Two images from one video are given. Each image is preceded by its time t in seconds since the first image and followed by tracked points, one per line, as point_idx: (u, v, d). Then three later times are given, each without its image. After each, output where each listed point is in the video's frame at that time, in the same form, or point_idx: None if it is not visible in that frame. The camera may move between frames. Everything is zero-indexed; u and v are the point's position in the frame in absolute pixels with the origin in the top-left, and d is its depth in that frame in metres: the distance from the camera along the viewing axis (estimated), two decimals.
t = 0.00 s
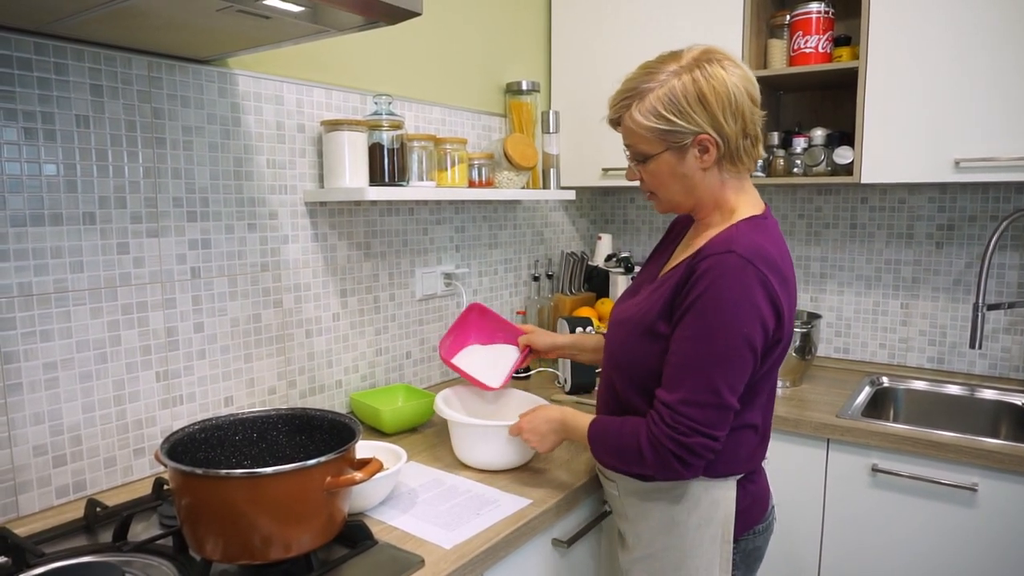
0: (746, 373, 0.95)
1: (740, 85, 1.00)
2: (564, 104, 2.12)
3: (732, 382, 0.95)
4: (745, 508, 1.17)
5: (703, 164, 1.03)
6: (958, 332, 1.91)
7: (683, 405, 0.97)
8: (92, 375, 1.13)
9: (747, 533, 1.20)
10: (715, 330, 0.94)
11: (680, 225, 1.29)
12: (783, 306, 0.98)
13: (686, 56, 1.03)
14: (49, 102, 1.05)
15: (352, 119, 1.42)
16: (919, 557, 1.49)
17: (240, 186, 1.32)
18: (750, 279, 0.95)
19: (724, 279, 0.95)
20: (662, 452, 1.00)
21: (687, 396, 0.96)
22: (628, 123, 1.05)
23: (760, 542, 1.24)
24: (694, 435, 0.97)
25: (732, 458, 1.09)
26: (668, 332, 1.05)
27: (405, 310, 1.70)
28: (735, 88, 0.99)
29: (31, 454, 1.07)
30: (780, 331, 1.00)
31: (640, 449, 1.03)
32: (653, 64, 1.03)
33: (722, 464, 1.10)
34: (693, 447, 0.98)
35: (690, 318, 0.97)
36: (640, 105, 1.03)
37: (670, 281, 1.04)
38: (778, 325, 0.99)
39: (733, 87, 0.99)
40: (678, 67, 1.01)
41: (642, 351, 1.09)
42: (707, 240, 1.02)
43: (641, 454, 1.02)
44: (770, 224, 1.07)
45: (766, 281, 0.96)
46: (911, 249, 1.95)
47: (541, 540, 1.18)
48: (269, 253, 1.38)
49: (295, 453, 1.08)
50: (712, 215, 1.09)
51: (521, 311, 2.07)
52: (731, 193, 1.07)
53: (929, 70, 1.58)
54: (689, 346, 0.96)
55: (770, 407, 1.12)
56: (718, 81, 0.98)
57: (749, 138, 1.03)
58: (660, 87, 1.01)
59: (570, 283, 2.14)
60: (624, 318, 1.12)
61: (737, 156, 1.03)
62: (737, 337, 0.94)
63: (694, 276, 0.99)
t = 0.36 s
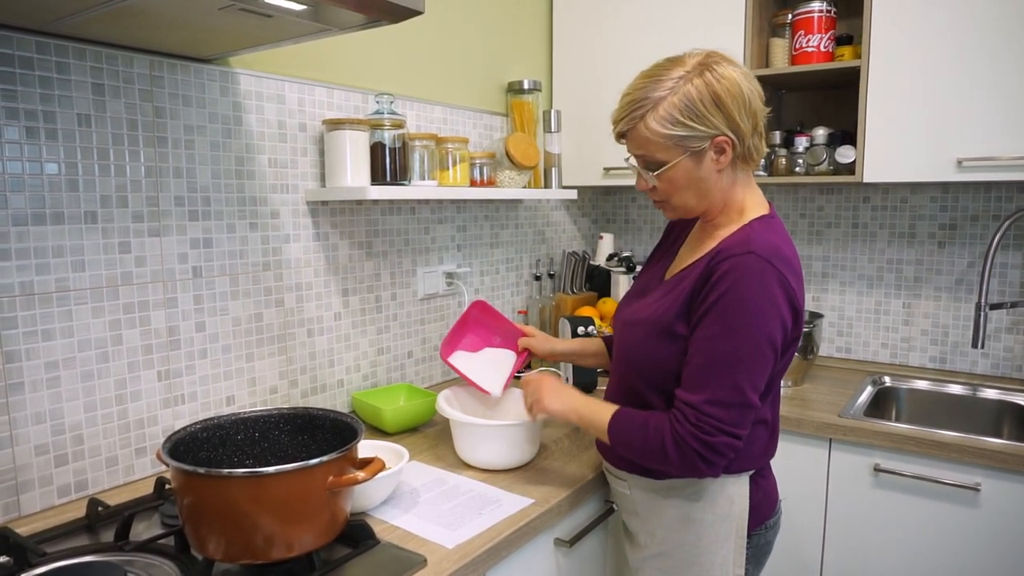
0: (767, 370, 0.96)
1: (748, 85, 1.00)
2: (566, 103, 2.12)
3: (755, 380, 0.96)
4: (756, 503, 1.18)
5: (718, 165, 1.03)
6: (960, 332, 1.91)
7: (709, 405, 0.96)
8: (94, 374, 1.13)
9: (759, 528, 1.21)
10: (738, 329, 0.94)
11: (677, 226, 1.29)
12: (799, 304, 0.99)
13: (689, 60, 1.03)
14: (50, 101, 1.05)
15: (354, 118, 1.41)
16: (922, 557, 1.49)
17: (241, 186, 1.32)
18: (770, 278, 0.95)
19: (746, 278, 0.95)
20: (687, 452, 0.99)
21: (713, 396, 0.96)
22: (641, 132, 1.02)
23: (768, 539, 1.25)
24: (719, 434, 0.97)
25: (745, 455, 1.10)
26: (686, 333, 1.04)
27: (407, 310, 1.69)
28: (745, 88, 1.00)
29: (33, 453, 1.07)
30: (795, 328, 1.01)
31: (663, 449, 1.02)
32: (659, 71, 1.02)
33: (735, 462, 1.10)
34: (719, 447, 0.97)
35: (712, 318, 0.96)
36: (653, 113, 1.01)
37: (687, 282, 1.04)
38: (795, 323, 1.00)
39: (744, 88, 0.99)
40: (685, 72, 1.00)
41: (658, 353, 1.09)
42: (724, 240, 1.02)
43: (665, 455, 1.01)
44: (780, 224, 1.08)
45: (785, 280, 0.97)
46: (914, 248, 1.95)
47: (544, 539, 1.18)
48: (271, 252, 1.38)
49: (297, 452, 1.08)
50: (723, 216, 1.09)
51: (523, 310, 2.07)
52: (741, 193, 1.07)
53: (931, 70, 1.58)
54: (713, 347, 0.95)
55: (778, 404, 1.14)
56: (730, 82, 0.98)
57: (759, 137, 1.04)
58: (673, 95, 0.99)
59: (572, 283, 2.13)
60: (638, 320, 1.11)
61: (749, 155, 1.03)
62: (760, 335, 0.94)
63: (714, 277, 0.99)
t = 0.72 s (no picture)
0: (771, 359, 0.96)
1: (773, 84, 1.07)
2: (566, 102, 2.12)
3: (759, 368, 0.96)
4: (761, 501, 1.18)
5: (749, 148, 1.05)
6: (961, 331, 1.90)
7: (711, 390, 0.96)
8: (95, 373, 1.13)
9: (764, 525, 1.21)
10: (744, 317, 0.94)
11: (672, 222, 1.29)
12: (803, 296, 1.00)
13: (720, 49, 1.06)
14: (50, 100, 1.05)
15: (354, 117, 1.41)
16: (924, 555, 1.49)
17: (241, 185, 1.31)
18: (776, 268, 0.96)
19: (752, 267, 0.96)
20: (687, 437, 0.99)
21: (716, 382, 0.96)
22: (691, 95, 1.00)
23: (771, 536, 1.25)
24: (720, 420, 0.97)
25: (746, 447, 1.10)
26: (689, 323, 1.05)
27: (407, 309, 1.69)
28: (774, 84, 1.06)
29: (34, 452, 1.07)
30: (799, 320, 1.01)
31: (663, 433, 1.02)
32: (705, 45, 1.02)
33: (737, 454, 1.10)
34: (719, 432, 0.98)
35: (716, 306, 0.97)
36: (707, 77, 1.00)
37: (692, 271, 1.04)
38: (799, 313, 1.00)
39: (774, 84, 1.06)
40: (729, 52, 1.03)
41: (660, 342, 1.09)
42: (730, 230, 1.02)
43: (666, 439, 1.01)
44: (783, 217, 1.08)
45: (790, 270, 0.98)
46: (915, 247, 1.95)
47: (545, 538, 1.18)
48: (271, 252, 1.37)
49: (298, 451, 1.08)
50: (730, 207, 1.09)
51: (523, 309, 2.07)
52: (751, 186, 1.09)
53: (933, 69, 1.58)
54: (718, 334, 0.96)
55: (779, 397, 1.14)
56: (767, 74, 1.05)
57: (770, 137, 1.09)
58: (725, 64, 1.00)
59: (572, 282, 2.13)
60: (641, 309, 1.11)
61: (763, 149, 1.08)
62: (765, 324, 0.94)
63: (720, 266, 0.99)
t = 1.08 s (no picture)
0: (791, 364, 0.97)
1: (757, 87, 1.00)
2: (566, 103, 2.12)
3: (781, 375, 0.96)
4: (760, 499, 1.19)
5: (720, 164, 1.03)
6: (961, 331, 1.90)
7: (740, 404, 0.96)
8: (95, 373, 1.13)
9: (763, 524, 1.22)
10: (764, 328, 0.94)
11: (672, 224, 1.29)
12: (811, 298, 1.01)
13: (701, 58, 1.02)
14: (51, 100, 1.05)
15: (354, 117, 1.41)
16: (924, 555, 1.49)
17: (241, 185, 1.32)
18: (786, 275, 0.96)
19: (764, 277, 0.96)
20: (723, 454, 0.98)
21: (745, 395, 0.95)
22: (646, 127, 1.03)
23: (770, 535, 1.25)
24: (754, 433, 0.97)
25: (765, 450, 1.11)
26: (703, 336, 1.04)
27: (407, 309, 1.69)
28: (752, 91, 0.99)
29: (34, 452, 1.07)
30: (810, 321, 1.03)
31: (696, 454, 1.00)
32: (670, 66, 1.02)
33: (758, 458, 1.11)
34: (754, 444, 0.97)
35: (735, 319, 0.96)
36: (659, 107, 1.01)
37: (701, 284, 1.04)
38: (809, 315, 1.02)
39: (751, 91, 0.99)
40: (697, 68, 1.00)
41: (675, 357, 1.08)
42: (738, 240, 1.02)
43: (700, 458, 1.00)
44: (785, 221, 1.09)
45: (799, 275, 0.98)
46: (915, 247, 1.95)
47: (544, 538, 1.18)
48: (271, 252, 1.38)
49: (298, 451, 1.08)
50: (726, 215, 1.09)
51: (523, 309, 2.07)
52: (744, 194, 1.07)
53: (933, 70, 1.58)
54: (739, 348, 0.95)
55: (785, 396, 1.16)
56: (738, 84, 0.98)
57: (764, 140, 1.03)
58: (678, 90, 1.00)
59: (572, 282, 2.13)
60: (648, 325, 1.10)
61: (751, 156, 1.03)
62: (784, 332, 0.95)
63: (731, 278, 0.99)
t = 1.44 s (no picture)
0: (792, 367, 0.97)
1: (742, 85, 0.99)
2: (566, 103, 2.12)
3: (784, 379, 0.96)
4: (755, 502, 1.18)
5: (708, 162, 1.03)
6: (962, 331, 1.90)
7: (748, 413, 0.95)
8: (94, 374, 1.13)
9: (757, 527, 1.21)
10: (763, 335, 0.94)
11: (676, 223, 1.29)
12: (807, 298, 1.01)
13: (689, 58, 1.03)
14: (50, 101, 1.05)
15: (354, 118, 1.41)
16: (923, 556, 1.49)
17: (241, 186, 1.32)
18: (781, 279, 0.96)
19: (758, 283, 0.95)
20: (738, 465, 0.97)
21: (752, 404, 0.95)
22: (633, 126, 1.05)
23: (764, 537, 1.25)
24: (765, 440, 0.96)
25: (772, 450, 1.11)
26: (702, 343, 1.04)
27: (407, 309, 1.69)
28: (737, 88, 0.99)
29: (33, 452, 1.07)
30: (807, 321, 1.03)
31: (709, 467, 1.00)
32: (658, 67, 1.03)
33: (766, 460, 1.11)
34: (766, 451, 0.97)
35: (735, 329, 0.95)
36: (644, 108, 1.03)
37: (697, 293, 1.03)
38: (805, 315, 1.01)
39: (735, 87, 0.99)
40: (682, 68, 1.01)
41: (676, 366, 1.07)
42: (732, 247, 1.01)
43: (714, 471, 0.99)
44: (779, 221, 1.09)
45: (793, 277, 0.98)
46: (915, 248, 1.95)
47: (544, 539, 1.18)
48: (271, 252, 1.38)
49: (298, 452, 1.08)
50: (724, 216, 1.08)
51: (523, 310, 2.07)
52: (739, 194, 1.07)
53: (932, 70, 1.58)
54: (740, 357, 0.95)
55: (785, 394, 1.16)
56: (721, 82, 0.98)
57: (755, 137, 1.02)
58: (661, 89, 1.01)
59: (572, 283, 2.13)
60: (645, 336, 1.10)
61: (741, 154, 1.02)
62: (784, 337, 0.94)
63: (726, 286, 0.98)
